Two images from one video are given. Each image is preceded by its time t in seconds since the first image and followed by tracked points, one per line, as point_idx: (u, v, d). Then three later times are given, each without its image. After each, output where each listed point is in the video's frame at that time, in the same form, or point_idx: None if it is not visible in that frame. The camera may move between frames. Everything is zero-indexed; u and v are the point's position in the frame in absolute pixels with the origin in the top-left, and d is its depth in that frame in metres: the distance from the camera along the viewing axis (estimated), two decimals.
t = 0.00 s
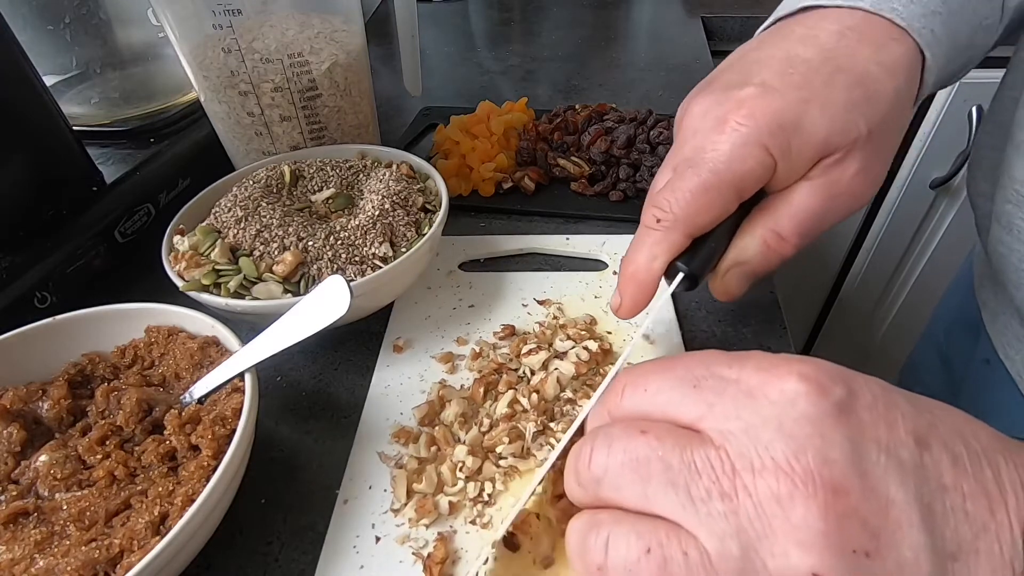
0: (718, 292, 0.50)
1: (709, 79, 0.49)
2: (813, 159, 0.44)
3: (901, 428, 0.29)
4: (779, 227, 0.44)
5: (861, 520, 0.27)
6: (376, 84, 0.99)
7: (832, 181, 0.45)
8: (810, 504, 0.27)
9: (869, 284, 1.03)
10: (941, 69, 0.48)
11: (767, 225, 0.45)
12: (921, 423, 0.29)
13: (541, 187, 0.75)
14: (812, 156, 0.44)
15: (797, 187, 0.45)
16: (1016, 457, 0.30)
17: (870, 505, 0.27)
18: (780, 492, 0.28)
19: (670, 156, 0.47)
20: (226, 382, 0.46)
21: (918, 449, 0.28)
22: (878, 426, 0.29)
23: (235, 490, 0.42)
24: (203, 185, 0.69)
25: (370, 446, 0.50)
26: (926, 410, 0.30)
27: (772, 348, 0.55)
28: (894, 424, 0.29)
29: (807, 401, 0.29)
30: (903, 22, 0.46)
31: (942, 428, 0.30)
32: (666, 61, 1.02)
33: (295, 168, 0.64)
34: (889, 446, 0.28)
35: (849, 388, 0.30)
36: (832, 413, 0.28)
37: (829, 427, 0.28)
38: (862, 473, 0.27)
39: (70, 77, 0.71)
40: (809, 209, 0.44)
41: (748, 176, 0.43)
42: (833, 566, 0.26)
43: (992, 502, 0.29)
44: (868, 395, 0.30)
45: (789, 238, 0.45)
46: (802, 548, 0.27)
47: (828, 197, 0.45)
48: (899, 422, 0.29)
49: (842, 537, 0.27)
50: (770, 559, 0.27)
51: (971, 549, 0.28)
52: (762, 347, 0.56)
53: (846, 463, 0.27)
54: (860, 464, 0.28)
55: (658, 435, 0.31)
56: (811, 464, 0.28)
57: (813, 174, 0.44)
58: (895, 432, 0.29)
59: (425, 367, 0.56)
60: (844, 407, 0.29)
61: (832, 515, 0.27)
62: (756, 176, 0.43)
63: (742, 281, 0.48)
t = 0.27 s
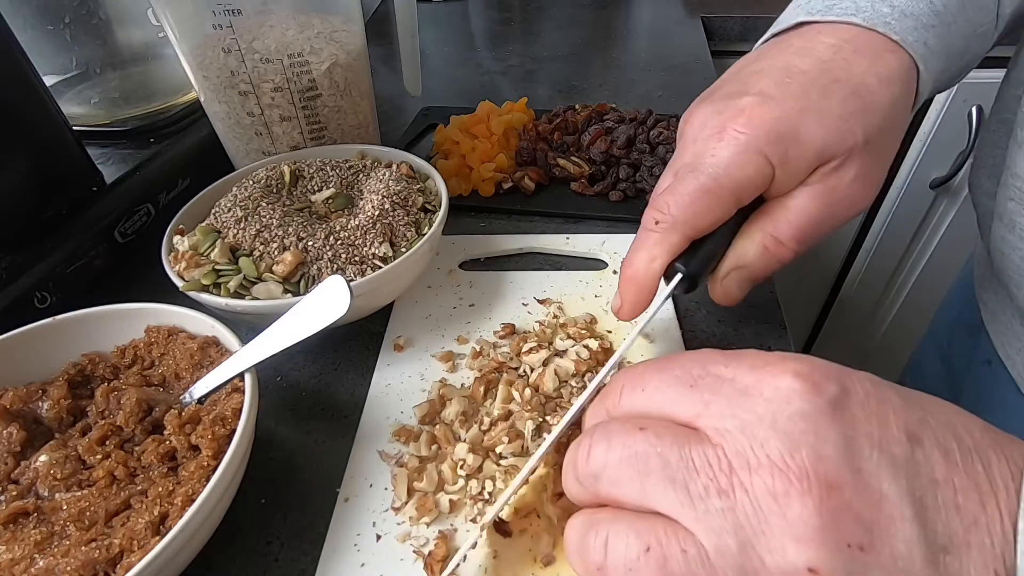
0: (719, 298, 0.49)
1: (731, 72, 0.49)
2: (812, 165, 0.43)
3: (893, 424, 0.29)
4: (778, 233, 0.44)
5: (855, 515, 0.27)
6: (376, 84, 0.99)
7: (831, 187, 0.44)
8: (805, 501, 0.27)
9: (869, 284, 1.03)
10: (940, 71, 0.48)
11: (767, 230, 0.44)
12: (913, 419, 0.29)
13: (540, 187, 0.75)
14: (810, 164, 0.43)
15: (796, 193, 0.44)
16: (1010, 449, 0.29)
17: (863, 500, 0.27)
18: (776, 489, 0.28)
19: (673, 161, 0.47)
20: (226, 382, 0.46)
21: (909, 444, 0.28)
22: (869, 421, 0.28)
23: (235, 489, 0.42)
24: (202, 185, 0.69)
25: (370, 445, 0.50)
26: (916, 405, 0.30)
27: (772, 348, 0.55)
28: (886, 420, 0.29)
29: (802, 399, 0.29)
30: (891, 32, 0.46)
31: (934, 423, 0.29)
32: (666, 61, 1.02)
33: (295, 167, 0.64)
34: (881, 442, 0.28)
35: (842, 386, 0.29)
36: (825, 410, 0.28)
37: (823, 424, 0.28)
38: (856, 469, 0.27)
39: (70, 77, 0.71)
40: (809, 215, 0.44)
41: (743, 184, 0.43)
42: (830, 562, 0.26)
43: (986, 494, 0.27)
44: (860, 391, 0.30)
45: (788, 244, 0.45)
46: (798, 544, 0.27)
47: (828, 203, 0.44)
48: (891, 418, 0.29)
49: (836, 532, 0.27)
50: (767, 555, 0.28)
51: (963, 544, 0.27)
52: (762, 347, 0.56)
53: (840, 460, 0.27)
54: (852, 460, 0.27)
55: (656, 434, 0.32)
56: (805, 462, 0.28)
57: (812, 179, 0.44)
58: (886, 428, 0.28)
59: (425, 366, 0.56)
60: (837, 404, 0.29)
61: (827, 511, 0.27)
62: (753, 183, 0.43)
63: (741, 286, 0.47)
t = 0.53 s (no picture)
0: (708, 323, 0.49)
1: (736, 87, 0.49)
2: (796, 188, 0.43)
3: (875, 414, 0.29)
4: (765, 252, 0.44)
5: (835, 504, 0.27)
6: (376, 84, 0.99)
7: (819, 209, 0.44)
8: (787, 491, 0.27)
9: (869, 284, 1.03)
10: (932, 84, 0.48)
11: (754, 249, 0.44)
12: (895, 407, 0.29)
13: (540, 187, 0.75)
14: (793, 186, 0.43)
15: (784, 214, 0.44)
16: (986, 438, 0.29)
17: (843, 490, 0.27)
18: (760, 480, 0.28)
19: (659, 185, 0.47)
20: (226, 382, 0.46)
21: (891, 433, 0.28)
22: (852, 412, 0.28)
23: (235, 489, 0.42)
24: (202, 185, 0.69)
25: (369, 445, 0.50)
26: (901, 395, 0.30)
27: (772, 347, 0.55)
28: (869, 410, 0.29)
29: (786, 392, 0.29)
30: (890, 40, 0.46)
31: (918, 413, 0.29)
32: (666, 61, 1.02)
33: (295, 167, 0.64)
34: (864, 432, 0.28)
35: (825, 377, 0.29)
36: (808, 401, 0.29)
37: (805, 415, 0.28)
38: (836, 458, 0.27)
39: (70, 77, 0.71)
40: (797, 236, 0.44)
41: (724, 205, 0.43)
42: (810, 550, 0.26)
43: (964, 483, 0.28)
44: (844, 381, 0.30)
45: (776, 264, 0.45)
46: (780, 534, 0.27)
47: (816, 223, 0.44)
48: (874, 406, 0.29)
49: (817, 522, 0.27)
50: (749, 544, 0.28)
51: (941, 531, 0.27)
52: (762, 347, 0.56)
53: (823, 451, 0.27)
54: (835, 450, 0.27)
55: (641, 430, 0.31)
56: (788, 453, 0.28)
57: (799, 200, 0.44)
58: (869, 418, 0.28)
59: (425, 366, 0.56)
60: (821, 395, 0.29)
61: (807, 501, 0.27)
62: (735, 205, 0.43)
63: (729, 308, 0.47)
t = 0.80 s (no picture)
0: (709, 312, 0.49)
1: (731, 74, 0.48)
2: (797, 177, 0.42)
3: (850, 411, 0.29)
4: (765, 241, 0.44)
5: (808, 501, 0.27)
6: (376, 84, 0.99)
7: (822, 198, 0.43)
8: (761, 488, 0.28)
9: (869, 284, 1.03)
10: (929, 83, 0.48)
11: (754, 238, 0.44)
12: (872, 405, 0.29)
13: (540, 187, 0.75)
14: (795, 175, 0.42)
15: (785, 203, 0.43)
16: (964, 433, 0.29)
17: (816, 486, 0.27)
18: (735, 478, 0.28)
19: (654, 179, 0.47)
20: (226, 382, 0.46)
21: (867, 429, 0.28)
22: (827, 409, 0.29)
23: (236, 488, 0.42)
24: (202, 185, 0.69)
25: (368, 445, 0.50)
26: (879, 393, 0.30)
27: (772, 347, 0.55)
28: (844, 407, 0.29)
29: (761, 392, 0.29)
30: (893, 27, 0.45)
31: (895, 410, 0.29)
32: (666, 61, 1.02)
33: (295, 167, 0.64)
34: (838, 428, 0.28)
35: (801, 376, 0.30)
36: (784, 399, 0.29)
37: (781, 413, 0.29)
38: (810, 454, 0.28)
39: (70, 77, 0.71)
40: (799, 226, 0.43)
41: (717, 200, 0.43)
42: (782, 545, 0.27)
43: (938, 477, 0.28)
44: (820, 379, 0.30)
45: (777, 255, 0.44)
46: (755, 529, 0.27)
47: (819, 212, 0.43)
48: (849, 403, 0.29)
49: (789, 518, 0.27)
50: (725, 540, 0.28)
51: (914, 525, 0.27)
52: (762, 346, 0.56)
53: (796, 448, 0.28)
54: (808, 447, 0.28)
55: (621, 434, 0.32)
56: (763, 451, 0.28)
57: (801, 189, 0.43)
58: (843, 415, 0.29)
59: (425, 366, 0.56)
60: (797, 393, 0.29)
61: (781, 498, 0.27)
62: (729, 198, 0.43)
63: (727, 298, 0.47)
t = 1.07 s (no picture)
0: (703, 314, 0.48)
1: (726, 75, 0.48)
2: (785, 177, 0.43)
3: (850, 407, 0.29)
4: (756, 242, 0.43)
5: (809, 496, 0.27)
6: (376, 84, 0.99)
7: (810, 197, 0.43)
8: (761, 484, 0.28)
9: (869, 284, 1.03)
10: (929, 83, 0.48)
11: (744, 238, 0.44)
12: (872, 402, 0.30)
13: (540, 187, 0.75)
14: (784, 173, 0.42)
15: (774, 204, 0.43)
16: (967, 431, 0.30)
17: (817, 482, 0.27)
18: (734, 473, 0.28)
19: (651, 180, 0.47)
20: (226, 382, 0.46)
21: (867, 426, 0.29)
22: (827, 405, 0.29)
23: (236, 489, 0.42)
24: (203, 185, 0.69)
25: (365, 446, 0.50)
26: (878, 390, 0.30)
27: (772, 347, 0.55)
28: (844, 404, 0.29)
29: (761, 387, 0.30)
30: (886, 25, 0.44)
31: (895, 407, 0.30)
32: (666, 61, 1.02)
33: (296, 167, 0.64)
34: (838, 425, 0.29)
35: (801, 371, 0.30)
36: (784, 395, 0.29)
37: (781, 407, 0.29)
38: (810, 449, 0.28)
39: (70, 77, 0.71)
40: (789, 225, 0.43)
41: (708, 198, 0.43)
42: (783, 540, 0.27)
43: (938, 473, 0.28)
44: (819, 375, 0.30)
45: (767, 255, 0.44)
46: (754, 524, 0.27)
47: (809, 212, 0.43)
48: (849, 399, 0.30)
49: (789, 514, 0.27)
50: (725, 536, 0.28)
51: (915, 521, 0.27)
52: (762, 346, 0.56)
53: (796, 443, 0.28)
54: (808, 443, 0.28)
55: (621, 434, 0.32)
56: (763, 446, 0.28)
57: (789, 188, 0.43)
58: (844, 412, 0.29)
59: (425, 366, 0.56)
60: (798, 387, 0.30)
61: (781, 494, 0.27)
62: (719, 197, 0.43)
63: (720, 298, 0.46)
